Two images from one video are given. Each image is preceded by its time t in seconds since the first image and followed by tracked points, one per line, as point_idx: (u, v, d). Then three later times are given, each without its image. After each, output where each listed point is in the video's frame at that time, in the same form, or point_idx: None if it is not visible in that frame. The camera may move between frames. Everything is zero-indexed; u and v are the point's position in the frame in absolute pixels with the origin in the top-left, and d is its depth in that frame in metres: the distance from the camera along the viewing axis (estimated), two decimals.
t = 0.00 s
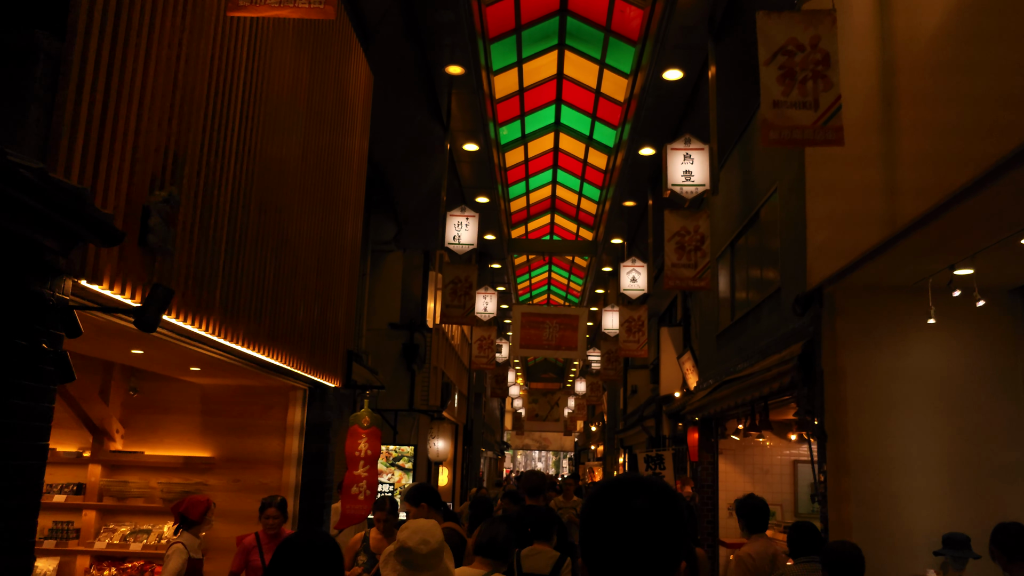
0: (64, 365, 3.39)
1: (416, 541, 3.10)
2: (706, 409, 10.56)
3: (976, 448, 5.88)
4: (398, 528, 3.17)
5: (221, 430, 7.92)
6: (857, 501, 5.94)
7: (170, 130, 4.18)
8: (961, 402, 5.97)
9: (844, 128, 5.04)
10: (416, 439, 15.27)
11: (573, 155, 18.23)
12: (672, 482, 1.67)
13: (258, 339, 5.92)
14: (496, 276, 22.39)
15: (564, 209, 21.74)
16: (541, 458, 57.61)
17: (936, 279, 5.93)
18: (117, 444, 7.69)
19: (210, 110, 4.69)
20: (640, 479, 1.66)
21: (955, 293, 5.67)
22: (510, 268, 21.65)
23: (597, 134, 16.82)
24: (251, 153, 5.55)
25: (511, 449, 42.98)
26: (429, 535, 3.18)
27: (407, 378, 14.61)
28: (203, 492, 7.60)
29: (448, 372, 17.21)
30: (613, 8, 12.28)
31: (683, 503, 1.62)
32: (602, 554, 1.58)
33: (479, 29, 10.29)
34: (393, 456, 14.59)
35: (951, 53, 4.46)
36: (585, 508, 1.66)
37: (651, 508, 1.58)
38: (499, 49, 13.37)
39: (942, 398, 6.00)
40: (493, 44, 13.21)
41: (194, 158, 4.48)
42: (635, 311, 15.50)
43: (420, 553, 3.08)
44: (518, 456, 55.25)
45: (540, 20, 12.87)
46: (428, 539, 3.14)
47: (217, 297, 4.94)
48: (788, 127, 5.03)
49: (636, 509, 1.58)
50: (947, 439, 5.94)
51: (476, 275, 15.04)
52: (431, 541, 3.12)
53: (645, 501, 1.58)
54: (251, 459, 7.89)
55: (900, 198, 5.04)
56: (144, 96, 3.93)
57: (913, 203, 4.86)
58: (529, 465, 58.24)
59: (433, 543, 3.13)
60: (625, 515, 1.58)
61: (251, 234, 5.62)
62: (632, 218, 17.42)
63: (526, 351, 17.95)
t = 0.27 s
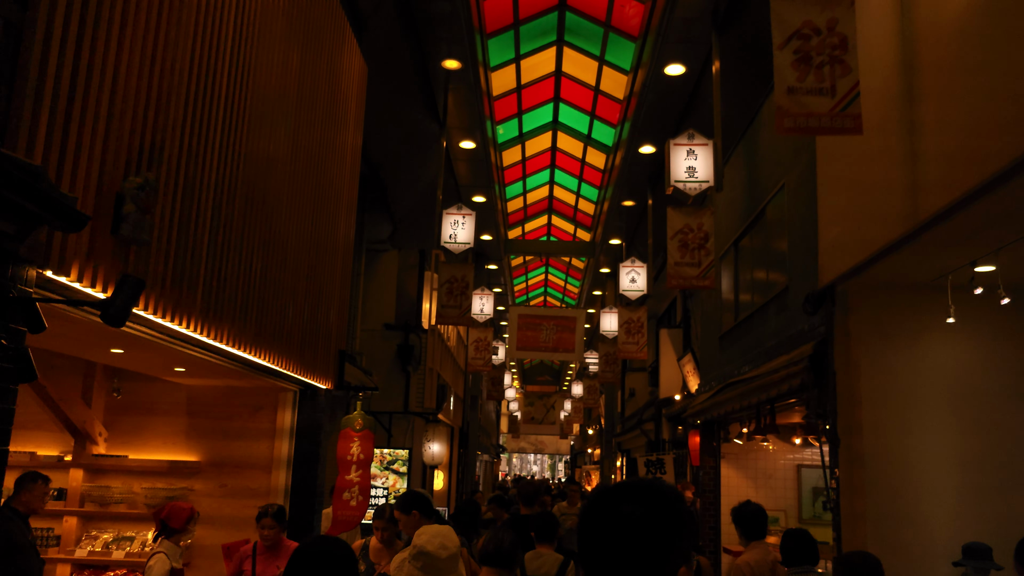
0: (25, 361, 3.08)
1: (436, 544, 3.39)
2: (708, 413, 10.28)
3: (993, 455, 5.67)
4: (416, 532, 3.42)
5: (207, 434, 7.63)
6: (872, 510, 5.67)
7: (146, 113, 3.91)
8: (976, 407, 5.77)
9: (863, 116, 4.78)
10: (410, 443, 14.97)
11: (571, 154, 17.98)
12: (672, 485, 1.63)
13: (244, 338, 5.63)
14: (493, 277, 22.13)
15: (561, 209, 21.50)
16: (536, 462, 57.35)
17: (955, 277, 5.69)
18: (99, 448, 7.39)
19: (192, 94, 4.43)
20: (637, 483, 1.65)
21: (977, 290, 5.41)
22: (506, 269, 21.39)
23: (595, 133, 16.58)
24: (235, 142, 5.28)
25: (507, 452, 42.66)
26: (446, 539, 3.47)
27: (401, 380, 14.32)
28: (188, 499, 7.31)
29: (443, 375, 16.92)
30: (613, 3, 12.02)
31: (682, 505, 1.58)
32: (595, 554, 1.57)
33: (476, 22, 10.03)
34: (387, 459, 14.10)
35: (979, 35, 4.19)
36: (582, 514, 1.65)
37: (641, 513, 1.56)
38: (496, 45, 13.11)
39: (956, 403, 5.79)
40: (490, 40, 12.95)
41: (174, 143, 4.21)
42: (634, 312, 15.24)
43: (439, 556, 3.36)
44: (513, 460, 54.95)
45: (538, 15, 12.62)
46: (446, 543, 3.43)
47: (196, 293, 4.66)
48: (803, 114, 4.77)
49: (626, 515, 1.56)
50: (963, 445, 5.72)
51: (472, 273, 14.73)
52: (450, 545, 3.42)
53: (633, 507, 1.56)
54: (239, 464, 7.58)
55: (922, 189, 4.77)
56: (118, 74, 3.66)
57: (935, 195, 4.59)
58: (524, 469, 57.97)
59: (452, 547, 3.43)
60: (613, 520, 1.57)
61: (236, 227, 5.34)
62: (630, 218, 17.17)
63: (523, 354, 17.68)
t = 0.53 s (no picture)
0: None
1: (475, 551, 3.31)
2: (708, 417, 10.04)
3: (1007, 458, 5.48)
4: (453, 538, 3.33)
5: (192, 438, 7.34)
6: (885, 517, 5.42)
7: (122, 90, 3.65)
8: (991, 408, 5.56)
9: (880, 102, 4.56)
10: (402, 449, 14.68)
11: (565, 156, 17.77)
12: (668, 485, 1.68)
13: (229, 336, 5.36)
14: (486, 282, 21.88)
15: (554, 213, 21.30)
16: (528, 470, 57.00)
17: (971, 272, 5.47)
18: (79, 454, 7.15)
19: (172, 73, 4.17)
20: (633, 482, 1.70)
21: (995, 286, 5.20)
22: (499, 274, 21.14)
23: (590, 135, 16.37)
24: (221, 129, 5.02)
25: (499, 459, 42.31)
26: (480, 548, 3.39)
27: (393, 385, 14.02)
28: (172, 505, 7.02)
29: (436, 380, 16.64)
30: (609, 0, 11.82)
31: (680, 505, 1.62)
32: (592, 552, 1.60)
33: (471, 17, 9.81)
34: (379, 467, 13.85)
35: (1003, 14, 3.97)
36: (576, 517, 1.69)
37: (638, 512, 1.60)
38: (490, 44, 12.89)
39: (971, 404, 5.57)
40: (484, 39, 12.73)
41: (153, 125, 3.96)
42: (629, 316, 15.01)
43: (479, 563, 3.28)
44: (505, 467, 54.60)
45: (533, 13, 12.40)
46: (484, 551, 3.35)
47: (177, 286, 4.39)
48: (817, 100, 4.55)
49: (623, 513, 1.61)
50: (979, 448, 5.50)
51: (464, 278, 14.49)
52: (488, 552, 3.35)
53: (631, 506, 1.61)
54: (225, 469, 7.28)
55: (941, 179, 4.54)
56: (92, 46, 3.41)
57: (956, 184, 4.37)
58: (516, 476, 57.60)
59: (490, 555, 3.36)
60: (611, 520, 1.61)
61: (220, 218, 5.08)
62: (625, 221, 16.95)
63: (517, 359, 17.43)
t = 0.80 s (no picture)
0: None
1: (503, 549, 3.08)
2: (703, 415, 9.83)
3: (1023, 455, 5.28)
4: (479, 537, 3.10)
5: (174, 439, 7.06)
6: (897, 517, 5.23)
7: (93, 61, 3.39)
8: (1006, 404, 5.37)
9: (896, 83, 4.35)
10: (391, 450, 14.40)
11: (556, 153, 17.55)
12: (649, 494, 1.82)
13: (211, 330, 5.09)
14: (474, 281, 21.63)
15: (544, 211, 21.08)
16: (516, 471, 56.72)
17: (984, 263, 5.29)
18: (54, 456, 6.86)
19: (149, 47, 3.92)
20: (620, 487, 1.82)
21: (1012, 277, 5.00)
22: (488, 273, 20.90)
23: (581, 131, 16.17)
24: (203, 111, 4.76)
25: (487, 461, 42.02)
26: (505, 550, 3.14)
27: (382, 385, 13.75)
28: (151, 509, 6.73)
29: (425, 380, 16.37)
30: None
31: (659, 513, 1.76)
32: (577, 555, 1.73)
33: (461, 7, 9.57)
34: (367, 468, 13.59)
35: None
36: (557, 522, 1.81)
37: (621, 518, 1.72)
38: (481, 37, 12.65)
39: (985, 400, 5.38)
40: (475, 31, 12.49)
41: (129, 101, 3.70)
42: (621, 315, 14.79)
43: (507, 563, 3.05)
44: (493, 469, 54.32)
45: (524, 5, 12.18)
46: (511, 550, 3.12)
47: (155, 276, 4.13)
48: (830, 81, 4.35)
49: (606, 519, 1.72)
50: (993, 445, 5.31)
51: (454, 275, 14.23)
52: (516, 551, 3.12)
53: (615, 511, 1.73)
54: (208, 472, 7.00)
55: (959, 163, 4.35)
56: (60, 11, 3.15)
57: (975, 168, 4.17)
58: (504, 477, 57.32)
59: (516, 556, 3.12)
60: (597, 526, 1.72)
61: (202, 206, 4.82)
62: (617, 219, 16.74)
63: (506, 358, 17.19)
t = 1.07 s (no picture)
0: None
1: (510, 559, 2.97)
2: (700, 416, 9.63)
3: None
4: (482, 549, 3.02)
5: (155, 440, 6.79)
6: (908, 520, 5.04)
7: (59, 29, 3.13)
8: (1020, 402, 5.18)
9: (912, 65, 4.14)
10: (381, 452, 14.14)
11: (548, 151, 17.32)
12: (625, 491, 1.69)
13: (193, 324, 4.85)
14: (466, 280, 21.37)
15: (536, 209, 20.84)
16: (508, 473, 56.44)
17: (999, 257, 5.11)
18: (30, 458, 6.45)
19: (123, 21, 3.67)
20: (590, 484, 1.71)
21: None
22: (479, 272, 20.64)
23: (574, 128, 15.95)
24: (183, 94, 4.51)
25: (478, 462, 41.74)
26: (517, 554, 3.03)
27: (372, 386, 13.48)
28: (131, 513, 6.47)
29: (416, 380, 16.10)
30: None
31: (630, 507, 1.64)
32: (543, 556, 1.62)
33: None
34: (357, 470, 13.36)
35: None
36: (529, 524, 1.69)
37: (594, 520, 1.60)
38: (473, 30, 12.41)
39: (999, 398, 5.19)
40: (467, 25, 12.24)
41: (100, 76, 3.45)
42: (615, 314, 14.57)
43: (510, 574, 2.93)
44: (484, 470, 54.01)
45: None
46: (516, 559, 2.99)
47: (132, 266, 3.88)
48: (844, 63, 4.15)
49: (578, 521, 1.62)
50: (1008, 445, 5.11)
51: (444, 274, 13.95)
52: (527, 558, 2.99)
53: (588, 513, 1.61)
54: (191, 475, 6.74)
55: (978, 150, 4.14)
56: None
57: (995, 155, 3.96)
58: (495, 479, 57.01)
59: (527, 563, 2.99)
60: (567, 526, 1.61)
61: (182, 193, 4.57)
62: (610, 217, 16.52)
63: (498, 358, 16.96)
